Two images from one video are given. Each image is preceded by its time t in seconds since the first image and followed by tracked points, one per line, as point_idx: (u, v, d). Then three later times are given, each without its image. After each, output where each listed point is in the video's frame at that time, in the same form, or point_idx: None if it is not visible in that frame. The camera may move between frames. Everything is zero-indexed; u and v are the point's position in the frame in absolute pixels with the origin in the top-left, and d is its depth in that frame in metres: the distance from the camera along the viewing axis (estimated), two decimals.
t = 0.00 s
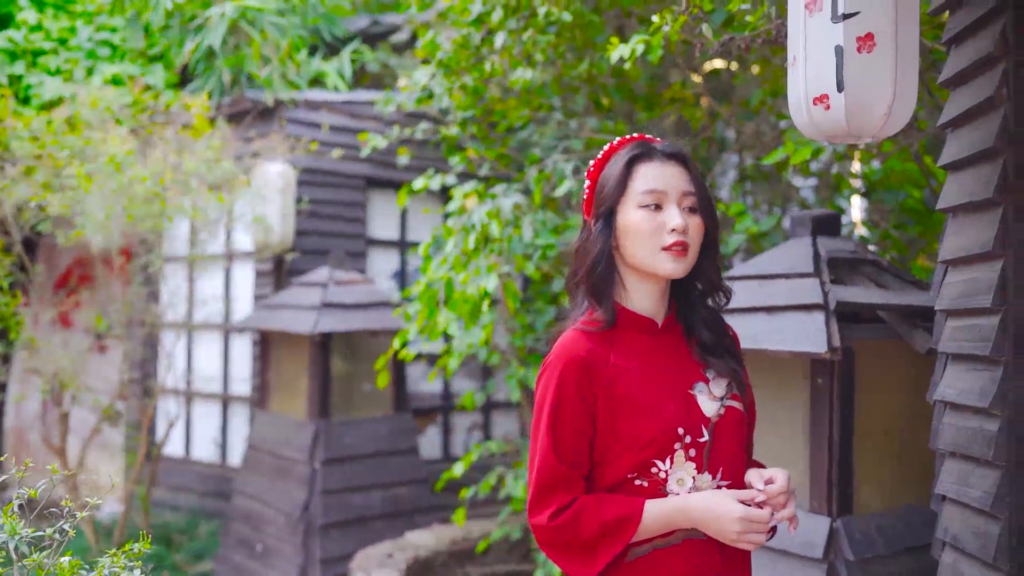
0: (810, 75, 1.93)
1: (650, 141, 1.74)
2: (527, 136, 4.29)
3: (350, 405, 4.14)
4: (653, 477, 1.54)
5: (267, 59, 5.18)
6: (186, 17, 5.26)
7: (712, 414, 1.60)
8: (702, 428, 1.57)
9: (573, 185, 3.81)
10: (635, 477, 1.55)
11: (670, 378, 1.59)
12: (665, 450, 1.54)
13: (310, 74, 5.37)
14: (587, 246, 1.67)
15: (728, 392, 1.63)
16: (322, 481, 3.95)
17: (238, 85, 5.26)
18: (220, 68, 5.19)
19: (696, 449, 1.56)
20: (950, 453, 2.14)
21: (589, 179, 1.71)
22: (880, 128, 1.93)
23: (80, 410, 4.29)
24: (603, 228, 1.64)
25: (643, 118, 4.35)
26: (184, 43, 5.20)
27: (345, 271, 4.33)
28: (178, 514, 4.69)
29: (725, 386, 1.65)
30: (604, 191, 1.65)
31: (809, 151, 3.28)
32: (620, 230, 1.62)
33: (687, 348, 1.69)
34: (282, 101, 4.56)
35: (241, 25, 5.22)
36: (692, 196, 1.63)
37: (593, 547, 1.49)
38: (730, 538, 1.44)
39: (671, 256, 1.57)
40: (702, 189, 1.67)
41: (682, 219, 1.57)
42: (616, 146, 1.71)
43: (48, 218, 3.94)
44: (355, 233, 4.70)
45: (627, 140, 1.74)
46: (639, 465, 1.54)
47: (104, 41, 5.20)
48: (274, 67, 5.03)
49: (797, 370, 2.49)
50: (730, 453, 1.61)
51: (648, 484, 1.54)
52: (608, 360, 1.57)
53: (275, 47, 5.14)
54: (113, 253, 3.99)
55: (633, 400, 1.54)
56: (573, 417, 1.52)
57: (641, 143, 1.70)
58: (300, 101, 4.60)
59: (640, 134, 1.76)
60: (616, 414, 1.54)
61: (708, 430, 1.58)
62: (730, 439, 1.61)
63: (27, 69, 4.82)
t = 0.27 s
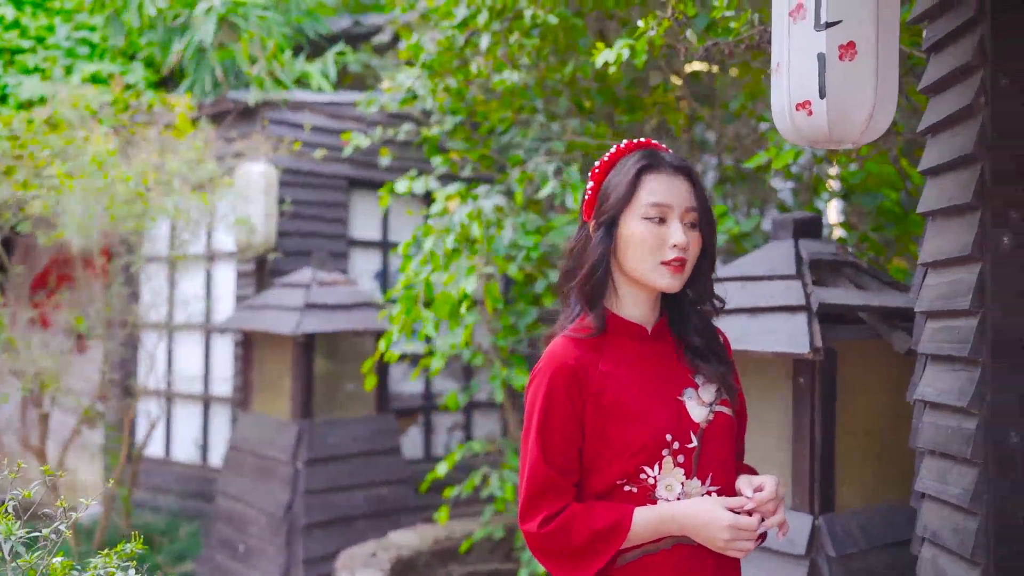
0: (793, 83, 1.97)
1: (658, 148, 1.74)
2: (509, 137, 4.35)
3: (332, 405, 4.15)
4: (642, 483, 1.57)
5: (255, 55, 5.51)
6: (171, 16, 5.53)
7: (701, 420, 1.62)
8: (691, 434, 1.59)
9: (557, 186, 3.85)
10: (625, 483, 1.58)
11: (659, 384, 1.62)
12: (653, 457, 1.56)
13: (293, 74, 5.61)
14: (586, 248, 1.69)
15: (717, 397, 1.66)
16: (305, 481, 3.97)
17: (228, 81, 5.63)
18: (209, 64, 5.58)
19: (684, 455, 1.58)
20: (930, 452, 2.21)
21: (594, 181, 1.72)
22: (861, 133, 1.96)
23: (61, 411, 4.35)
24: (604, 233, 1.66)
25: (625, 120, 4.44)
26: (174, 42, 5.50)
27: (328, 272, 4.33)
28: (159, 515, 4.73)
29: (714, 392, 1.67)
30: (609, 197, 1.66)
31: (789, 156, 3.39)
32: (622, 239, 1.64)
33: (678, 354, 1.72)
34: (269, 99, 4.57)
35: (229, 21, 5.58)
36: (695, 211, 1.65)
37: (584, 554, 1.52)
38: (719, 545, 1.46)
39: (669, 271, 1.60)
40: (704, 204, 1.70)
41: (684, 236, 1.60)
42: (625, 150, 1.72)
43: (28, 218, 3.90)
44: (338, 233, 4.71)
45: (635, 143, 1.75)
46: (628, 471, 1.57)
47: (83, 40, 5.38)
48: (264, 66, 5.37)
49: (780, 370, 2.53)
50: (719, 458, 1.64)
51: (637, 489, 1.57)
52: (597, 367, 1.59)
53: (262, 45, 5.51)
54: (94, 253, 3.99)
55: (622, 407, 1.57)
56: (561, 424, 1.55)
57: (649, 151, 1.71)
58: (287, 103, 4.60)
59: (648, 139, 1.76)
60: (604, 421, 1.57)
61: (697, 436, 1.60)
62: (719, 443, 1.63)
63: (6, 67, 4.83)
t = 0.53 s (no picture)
0: (773, 91, 2.00)
1: (666, 151, 1.73)
2: (490, 139, 4.41)
3: (312, 406, 4.15)
4: (620, 481, 1.59)
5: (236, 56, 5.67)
6: (146, 17, 5.61)
7: (680, 419, 1.64)
8: (670, 432, 1.62)
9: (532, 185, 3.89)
10: (603, 481, 1.60)
11: (639, 383, 1.64)
12: (631, 455, 1.59)
13: (273, 74, 5.73)
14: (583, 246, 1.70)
15: (698, 397, 1.68)
16: (284, 481, 3.99)
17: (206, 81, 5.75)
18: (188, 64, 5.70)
19: (662, 454, 1.61)
20: (905, 449, 2.30)
21: (600, 177, 1.71)
22: (840, 138, 1.99)
23: (36, 412, 4.39)
24: (603, 235, 1.67)
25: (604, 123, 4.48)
26: (151, 44, 5.61)
27: (306, 273, 4.30)
28: (134, 517, 4.80)
29: (695, 391, 1.69)
30: (613, 200, 1.66)
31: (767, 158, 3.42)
32: (620, 244, 1.65)
33: (661, 352, 1.75)
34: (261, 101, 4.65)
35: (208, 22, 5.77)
36: (695, 224, 1.66)
37: (568, 555, 1.55)
38: (692, 571, 1.49)
39: (661, 282, 1.62)
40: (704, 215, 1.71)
41: (681, 251, 1.61)
42: (635, 151, 1.70)
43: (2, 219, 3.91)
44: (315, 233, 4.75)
45: (643, 144, 1.73)
46: (606, 470, 1.59)
47: (56, 38, 5.51)
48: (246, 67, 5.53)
49: (759, 369, 2.58)
50: (699, 456, 1.65)
51: (615, 488, 1.60)
52: (577, 365, 1.62)
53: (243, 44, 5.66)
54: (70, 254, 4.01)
55: (601, 406, 1.60)
56: (541, 422, 1.58)
57: (658, 156, 1.69)
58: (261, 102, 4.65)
59: (656, 140, 1.75)
60: (584, 419, 1.60)
61: (676, 435, 1.62)
62: (699, 441, 1.65)
63: None
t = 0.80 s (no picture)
0: (754, 97, 2.04)
1: (667, 158, 1.72)
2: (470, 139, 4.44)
3: (290, 407, 4.14)
4: (597, 482, 1.61)
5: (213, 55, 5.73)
6: (121, 16, 5.62)
7: (658, 421, 1.67)
8: (646, 435, 1.64)
9: (512, 185, 3.90)
10: (581, 481, 1.62)
11: (617, 384, 1.67)
12: (607, 457, 1.61)
13: (252, 74, 5.76)
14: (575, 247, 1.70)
15: (676, 398, 1.71)
16: (262, 482, 3.97)
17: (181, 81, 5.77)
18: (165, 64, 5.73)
19: (638, 456, 1.63)
20: (881, 447, 2.36)
21: (600, 180, 1.70)
22: (819, 143, 2.03)
23: (10, 413, 4.38)
24: (596, 239, 1.67)
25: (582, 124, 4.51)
26: (126, 43, 5.62)
27: (285, 273, 4.30)
28: (110, 520, 4.86)
29: (673, 393, 1.72)
30: (611, 206, 1.65)
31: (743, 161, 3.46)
32: (612, 251, 1.66)
33: (641, 354, 1.77)
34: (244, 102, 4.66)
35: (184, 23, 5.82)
36: (688, 237, 1.67)
37: None
38: None
39: (648, 293, 1.64)
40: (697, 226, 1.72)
41: (672, 264, 1.62)
42: (637, 156, 1.69)
43: None
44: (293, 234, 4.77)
45: (646, 149, 1.71)
46: (583, 471, 1.61)
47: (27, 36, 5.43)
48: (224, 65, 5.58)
49: (739, 369, 2.62)
50: (675, 458, 1.68)
51: (592, 488, 1.62)
52: (556, 367, 1.64)
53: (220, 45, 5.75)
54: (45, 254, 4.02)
55: (578, 408, 1.62)
56: (518, 423, 1.60)
57: (659, 165, 1.68)
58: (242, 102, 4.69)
59: (659, 146, 1.73)
60: (561, 420, 1.62)
61: (652, 438, 1.65)
62: (676, 443, 1.68)
63: None
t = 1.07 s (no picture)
0: (733, 100, 2.08)
1: (660, 163, 1.73)
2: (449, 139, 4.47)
3: (266, 407, 4.14)
4: (578, 479, 1.64)
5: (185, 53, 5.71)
6: (93, 14, 5.59)
7: (639, 419, 1.69)
8: (627, 434, 1.66)
9: (490, 185, 3.91)
10: (561, 479, 1.64)
11: (598, 384, 1.69)
12: (587, 455, 1.63)
13: (227, 73, 5.75)
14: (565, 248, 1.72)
15: (657, 398, 1.73)
16: (239, 483, 3.96)
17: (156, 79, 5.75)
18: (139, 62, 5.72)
19: (618, 455, 1.65)
20: (854, 443, 2.41)
21: (594, 182, 1.71)
22: (796, 146, 2.07)
23: None
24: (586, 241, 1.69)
25: (558, 124, 4.55)
26: (98, 41, 5.60)
27: (262, 272, 4.30)
28: (85, 521, 4.88)
29: (654, 392, 1.74)
30: (603, 209, 1.67)
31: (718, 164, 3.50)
32: (602, 255, 1.68)
33: (624, 352, 1.79)
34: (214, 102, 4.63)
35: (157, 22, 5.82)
36: (676, 243, 1.69)
37: None
38: None
39: (633, 297, 1.67)
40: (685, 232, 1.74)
41: (658, 270, 1.65)
42: (632, 161, 1.71)
43: None
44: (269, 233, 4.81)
45: (640, 153, 1.72)
46: (564, 468, 1.63)
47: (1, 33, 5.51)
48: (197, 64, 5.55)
49: (716, 368, 2.67)
50: (656, 457, 1.70)
51: (572, 485, 1.64)
52: (537, 366, 1.67)
53: (194, 44, 5.74)
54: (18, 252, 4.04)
55: (558, 406, 1.64)
56: (498, 421, 1.63)
57: (651, 171, 1.69)
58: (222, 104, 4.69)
59: (653, 150, 1.74)
60: (542, 418, 1.64)
61: (633, 437, 1.66)
62: (656, 442, 1.70)
63: None
